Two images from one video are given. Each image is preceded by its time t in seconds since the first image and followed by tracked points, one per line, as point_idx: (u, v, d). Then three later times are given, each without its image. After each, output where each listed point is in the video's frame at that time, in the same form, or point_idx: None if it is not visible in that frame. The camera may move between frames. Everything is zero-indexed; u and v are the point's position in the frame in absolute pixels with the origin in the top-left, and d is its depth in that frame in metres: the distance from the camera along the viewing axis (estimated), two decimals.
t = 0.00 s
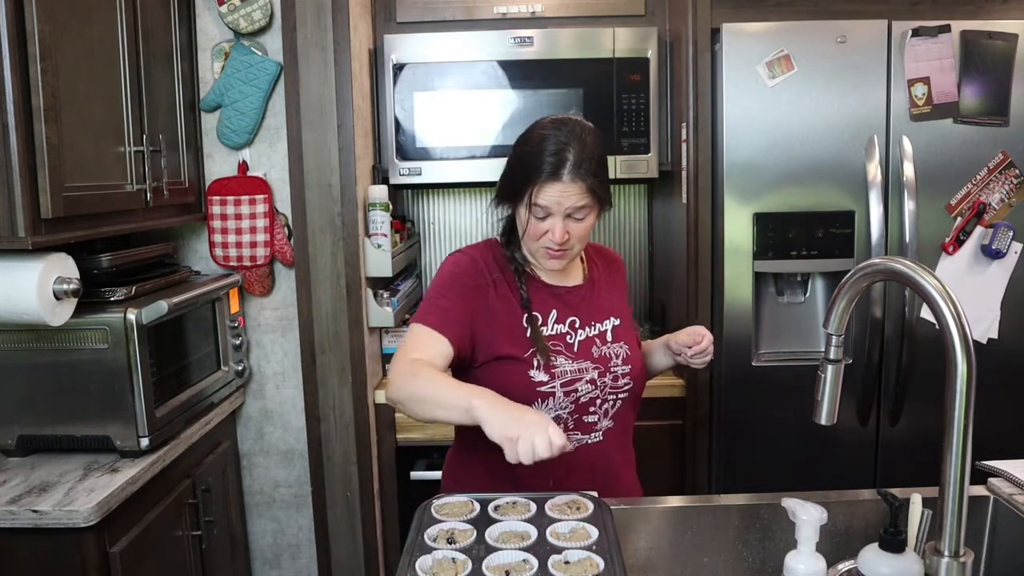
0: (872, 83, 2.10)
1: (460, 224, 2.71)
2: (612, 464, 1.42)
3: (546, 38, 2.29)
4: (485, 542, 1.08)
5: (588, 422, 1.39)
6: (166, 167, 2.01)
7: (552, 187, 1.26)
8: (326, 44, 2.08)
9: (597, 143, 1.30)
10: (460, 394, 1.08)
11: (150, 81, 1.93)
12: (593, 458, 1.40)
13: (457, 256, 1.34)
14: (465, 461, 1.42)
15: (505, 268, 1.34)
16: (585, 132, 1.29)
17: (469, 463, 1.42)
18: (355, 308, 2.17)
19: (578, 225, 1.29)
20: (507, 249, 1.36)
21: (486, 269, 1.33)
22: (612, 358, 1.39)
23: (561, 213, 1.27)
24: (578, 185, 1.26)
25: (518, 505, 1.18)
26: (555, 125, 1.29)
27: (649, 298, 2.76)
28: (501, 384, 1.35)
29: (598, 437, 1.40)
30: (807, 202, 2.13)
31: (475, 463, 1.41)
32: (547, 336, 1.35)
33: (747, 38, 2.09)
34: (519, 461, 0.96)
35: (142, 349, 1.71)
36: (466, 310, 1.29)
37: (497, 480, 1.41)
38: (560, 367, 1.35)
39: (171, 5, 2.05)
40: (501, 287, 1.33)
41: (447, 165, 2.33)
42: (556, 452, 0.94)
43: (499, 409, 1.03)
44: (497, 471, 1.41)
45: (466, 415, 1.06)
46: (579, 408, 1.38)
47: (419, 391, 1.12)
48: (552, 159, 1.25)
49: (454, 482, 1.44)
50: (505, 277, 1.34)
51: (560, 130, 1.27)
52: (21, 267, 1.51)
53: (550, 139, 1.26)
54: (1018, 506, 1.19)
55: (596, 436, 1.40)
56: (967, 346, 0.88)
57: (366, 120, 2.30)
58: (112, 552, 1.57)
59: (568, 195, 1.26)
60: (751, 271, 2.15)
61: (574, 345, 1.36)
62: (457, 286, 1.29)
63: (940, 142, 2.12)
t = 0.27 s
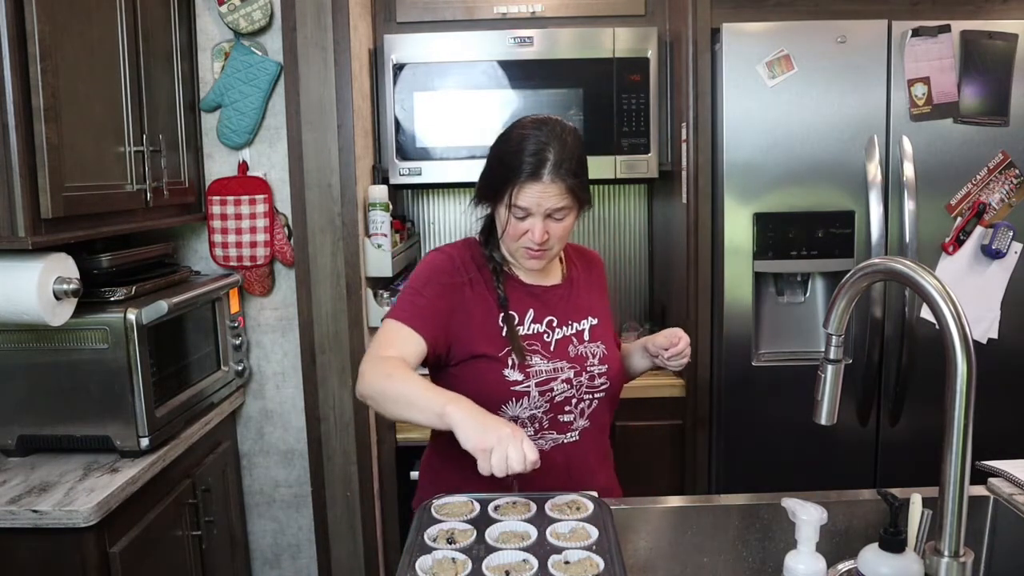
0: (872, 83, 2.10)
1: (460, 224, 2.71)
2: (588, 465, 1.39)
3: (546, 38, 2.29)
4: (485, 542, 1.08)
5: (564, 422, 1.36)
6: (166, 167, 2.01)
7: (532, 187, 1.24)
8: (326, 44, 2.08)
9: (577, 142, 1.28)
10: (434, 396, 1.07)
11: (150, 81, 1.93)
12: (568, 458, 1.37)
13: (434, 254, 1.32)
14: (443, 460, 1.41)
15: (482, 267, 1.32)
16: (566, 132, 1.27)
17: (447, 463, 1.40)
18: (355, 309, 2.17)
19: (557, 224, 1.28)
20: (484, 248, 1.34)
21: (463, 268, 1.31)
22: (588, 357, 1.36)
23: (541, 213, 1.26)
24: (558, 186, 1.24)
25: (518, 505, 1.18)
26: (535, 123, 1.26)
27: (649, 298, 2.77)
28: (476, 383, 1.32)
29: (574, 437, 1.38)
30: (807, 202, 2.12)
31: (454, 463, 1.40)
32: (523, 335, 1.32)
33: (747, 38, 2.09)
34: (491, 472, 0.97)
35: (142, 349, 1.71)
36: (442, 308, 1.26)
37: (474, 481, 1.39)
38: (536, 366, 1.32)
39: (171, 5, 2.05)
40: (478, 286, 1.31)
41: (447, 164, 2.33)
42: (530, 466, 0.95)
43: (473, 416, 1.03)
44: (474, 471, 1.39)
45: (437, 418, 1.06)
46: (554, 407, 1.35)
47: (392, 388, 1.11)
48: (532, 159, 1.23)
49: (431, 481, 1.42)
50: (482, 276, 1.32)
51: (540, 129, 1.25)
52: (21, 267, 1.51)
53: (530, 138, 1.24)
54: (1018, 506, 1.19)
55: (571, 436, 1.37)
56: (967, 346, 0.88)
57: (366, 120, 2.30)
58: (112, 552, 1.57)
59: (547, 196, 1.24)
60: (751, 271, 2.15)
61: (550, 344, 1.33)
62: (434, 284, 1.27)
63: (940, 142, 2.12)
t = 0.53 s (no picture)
0: (872, 83, 2.10)
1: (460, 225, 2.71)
2: (571, 463, 1.37)
3: (546, 38, 2.29)
4: (485, 542, 1.08)
5: (547, 420, 1.35)
6: (166, 167, 2.01)
7: (512, 187, 1.24)
8: (326, 44, 2.08)
9: (557, 142, 1.29)
10: (425, 406, 1.06)
11: (150, 81, 1.93)
12: (550, 456, 1.36)
13: (416, 257, 1.31)
14: (423, 463, 1.38)
15: (465, 267, 1.31)
16: (546, 132, 1.27)
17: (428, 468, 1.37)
18: (355, 309, 2.17)
19: (538, 224, 1.27)
20: (466, 249, 1.33)
21: (446, 269, 1.29)
22: (572, 356, 1.35)
23: (521, 213, 1.25)
24: (537, 185, 1.24)
25: (518, 505, 1.18)
26: (515, 123, 1.27)
27: (649, 297, 2.77)
28: (460, 383, 1.31)
29: (557, 435, 1.36)
30: (807, 202, 2.13)
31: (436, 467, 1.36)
32: (506, 334, 1.31)
33: (747, 38, 2.09)
34: (486, 485, 0.96)
35: (142, 349, 1.71)
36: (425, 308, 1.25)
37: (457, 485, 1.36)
38: (520, 365, 1.31)
39: (171, 5, 2.05)
40: (461, 287, 1.29)
41: (447, 165, 2.33)
42: (524, 479, 0.95)
43: (465, 426, 1.02)
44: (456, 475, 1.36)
45: (430, 429, 1.05)
46: (538, 406, 1.34)
47: (381, 397, 1.09)
48: (512, 158, 1.23)
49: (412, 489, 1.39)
50: (465, 277, 1.30)
51: (519, 129, 1.25)
52: (21, 267, 1.51)
53: (510, 138, 1.24)
54: (1018, 506, 1.19)
55: (555, 434, 1.36)
56: (967, 346, 0.88)
57: (366, 120, 2.30)
58: (112, 552, 1.57)
59: (527, 196, 1.24)
60: (751, 271, 2.15)
61: (534, 343, 1.32)
62: (416, 287, 1.25)
63: (940, 142, 2.12)
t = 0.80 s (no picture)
0: (871, 83, 2.10)
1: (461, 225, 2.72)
2: (555, 462, 1.37)
3: (546, 38, 2.29)
4: (485, 542, 1.08)
5: (531, 419, 1.34)
6: (166, 167, 2.01)
7: (491, 186, 1.24)
8: (326, 44, 2.08)
9: (535, 140, 1.29)
10: (422, 411, 1.05)
11: (150, 80, 1.93)
12: (533, 456, 1.35)
13: (398, 259, 1.29)
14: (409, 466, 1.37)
15: (447, 269, 1.31)
16: (523, 130, 1.27)
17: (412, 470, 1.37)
18: (354, 308, 2.17)
19: (518, 223, 1.28)
20: (446, 250, 1.33)
21: (429, 271, 1.28)
22: (554, 354, 1.35)
23: (501, 213, 1.26)
24: (516, 185, 1.25)
25: (518, 505, 1.18)
26: (491, 123, 1.27)
27: (649, 297, 2.77)
28: (444, 384, 1.30)
29: (541, 434, 1.35)
30: (807, 202, 2.12)
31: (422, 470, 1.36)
32: (490, 334, 1.31)
33: (747, 38, 2.09)
34: (486, 489, 0.95)
35: (142, 349, 1.71)
36: (411, 310, 1.24)
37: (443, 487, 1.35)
38: (503, 365, 1.30)
39: (171, 5, 2.05)
40: (444, 288, 1.29)
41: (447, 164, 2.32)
42: (524, 483, 0.94)
43: (463, 431, 1.01)
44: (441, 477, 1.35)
45: (427, 436, 1.03)
46: (522, 405, 1.33)
47: (379, 404, 1.08)
48: (491, 159, 1.23)
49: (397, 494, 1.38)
50: (448, 278, 1.30)
51: (497, 129, 1.25)
52: (21, 267, 1.51)
53: (488, 137, 1.24)
54: (1018, 506, 1.19)
55: (539, 433, 1.35)
56: (967, 346, 0.88)
57: (366, 120, 2.30)
58: (112, 552, 1.57)
59: (507, 195, 1.25)
60: (751, 270, 2.15)
61: (517, 342, 1.32)
62: (402, 289, 1.24)
63: (940, 142, 2.12)
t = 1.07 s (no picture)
0: (872, 83, 2.10)
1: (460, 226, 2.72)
2: (541, 462, 1.37)
3: (546, 38, 2.29)
4: (485, 542, 1.08)
5: (516, 420, 1.35)
6: (166, 167, 2.01)
7: (475, 188, 1.24)
8: (326, 44, 2.08)
9: (518, 141, 1.29)
10: (374, 401, 1.04)
11: (150, 81, 1.93)
12: (518, 456, 1.35)
13: (378, 258, 1.29)
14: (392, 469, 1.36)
15: (429, 269, 1.30)
16: (506, 132, 1.27)
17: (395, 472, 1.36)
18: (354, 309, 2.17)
19: (503, 224, 1.28)
20: (430, 249, 1.33)
21: (410, 270, 1.28)
22: (539, 355, 1.35)
23: (485, 214, 1.26)
24: (500, 186, 1.24)
25: (518, 505, 1.18)
26: (474, 124, 1.27)
27: (649, 297, 2.77)
28: (429, 385, 1.30)
29: (526, 435, 1.36)
30: (807, 202, 2.13)
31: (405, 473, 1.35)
32: (474, 335, 1.31)
33: (747, 38, 2.09)
34: (429, 473, 0.94)
35: (142, 349, 1.71)
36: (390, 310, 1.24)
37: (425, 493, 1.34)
38: (488, 366, 1.30)
39: (171, 5, 2.05)
40: (425, 288, 1.29)
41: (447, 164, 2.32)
42: (467, 465, 0.92)
43: (412, 416, 1.00)
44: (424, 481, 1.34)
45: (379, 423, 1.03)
46: (507, 406, 1.33)
47: (334, 397, 1.08)
48: (474, 160, 1.23)
49: (382, 494, 1.38)
50: (430, 278, 1.29)
51: (480, 130, 1.25)
52: (21, 267, 1.51)
53: (472, 139, 1.24)
54: (1018, 506, 1.19)
55: (523, 433, 1.36)
56: (967, 346, 0.88)
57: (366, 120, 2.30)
58: (112, 552, 1.57)
59: (491, 196, 1.24)
60: (751, 270, 2.15)
61: (501, 343, 1.32)
62: (379, 288, 1.24)
63: (940, 142, 2.12)
